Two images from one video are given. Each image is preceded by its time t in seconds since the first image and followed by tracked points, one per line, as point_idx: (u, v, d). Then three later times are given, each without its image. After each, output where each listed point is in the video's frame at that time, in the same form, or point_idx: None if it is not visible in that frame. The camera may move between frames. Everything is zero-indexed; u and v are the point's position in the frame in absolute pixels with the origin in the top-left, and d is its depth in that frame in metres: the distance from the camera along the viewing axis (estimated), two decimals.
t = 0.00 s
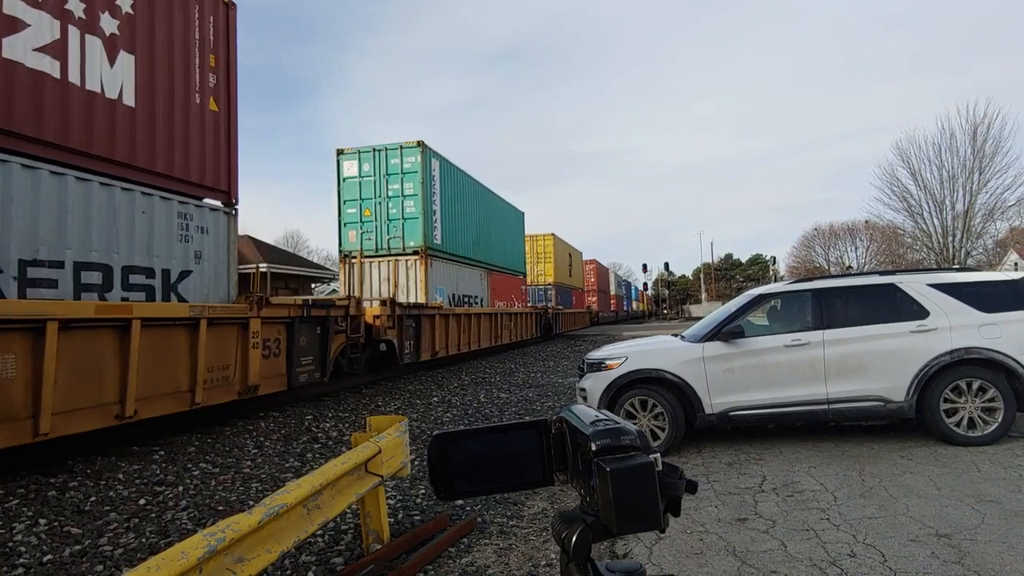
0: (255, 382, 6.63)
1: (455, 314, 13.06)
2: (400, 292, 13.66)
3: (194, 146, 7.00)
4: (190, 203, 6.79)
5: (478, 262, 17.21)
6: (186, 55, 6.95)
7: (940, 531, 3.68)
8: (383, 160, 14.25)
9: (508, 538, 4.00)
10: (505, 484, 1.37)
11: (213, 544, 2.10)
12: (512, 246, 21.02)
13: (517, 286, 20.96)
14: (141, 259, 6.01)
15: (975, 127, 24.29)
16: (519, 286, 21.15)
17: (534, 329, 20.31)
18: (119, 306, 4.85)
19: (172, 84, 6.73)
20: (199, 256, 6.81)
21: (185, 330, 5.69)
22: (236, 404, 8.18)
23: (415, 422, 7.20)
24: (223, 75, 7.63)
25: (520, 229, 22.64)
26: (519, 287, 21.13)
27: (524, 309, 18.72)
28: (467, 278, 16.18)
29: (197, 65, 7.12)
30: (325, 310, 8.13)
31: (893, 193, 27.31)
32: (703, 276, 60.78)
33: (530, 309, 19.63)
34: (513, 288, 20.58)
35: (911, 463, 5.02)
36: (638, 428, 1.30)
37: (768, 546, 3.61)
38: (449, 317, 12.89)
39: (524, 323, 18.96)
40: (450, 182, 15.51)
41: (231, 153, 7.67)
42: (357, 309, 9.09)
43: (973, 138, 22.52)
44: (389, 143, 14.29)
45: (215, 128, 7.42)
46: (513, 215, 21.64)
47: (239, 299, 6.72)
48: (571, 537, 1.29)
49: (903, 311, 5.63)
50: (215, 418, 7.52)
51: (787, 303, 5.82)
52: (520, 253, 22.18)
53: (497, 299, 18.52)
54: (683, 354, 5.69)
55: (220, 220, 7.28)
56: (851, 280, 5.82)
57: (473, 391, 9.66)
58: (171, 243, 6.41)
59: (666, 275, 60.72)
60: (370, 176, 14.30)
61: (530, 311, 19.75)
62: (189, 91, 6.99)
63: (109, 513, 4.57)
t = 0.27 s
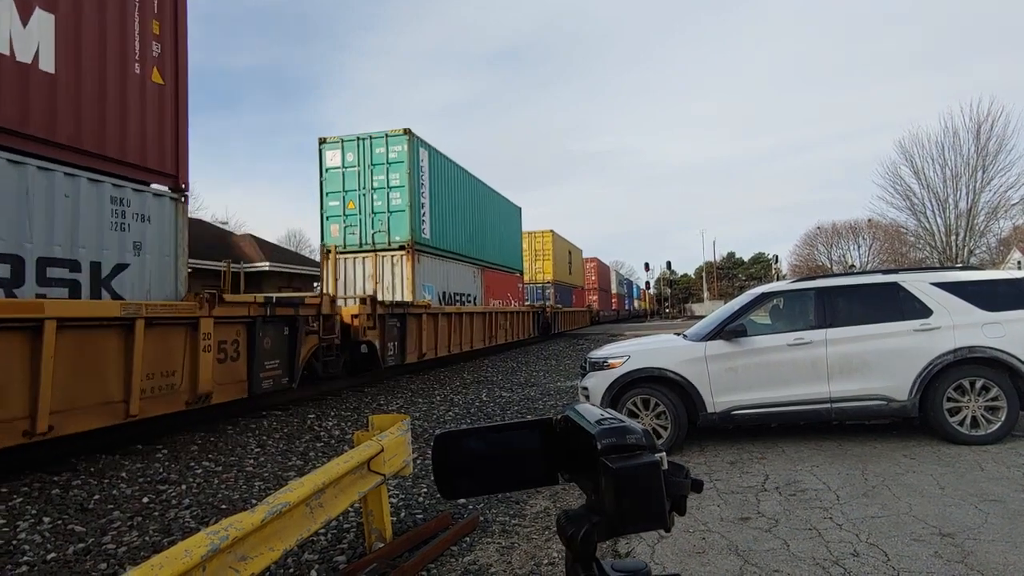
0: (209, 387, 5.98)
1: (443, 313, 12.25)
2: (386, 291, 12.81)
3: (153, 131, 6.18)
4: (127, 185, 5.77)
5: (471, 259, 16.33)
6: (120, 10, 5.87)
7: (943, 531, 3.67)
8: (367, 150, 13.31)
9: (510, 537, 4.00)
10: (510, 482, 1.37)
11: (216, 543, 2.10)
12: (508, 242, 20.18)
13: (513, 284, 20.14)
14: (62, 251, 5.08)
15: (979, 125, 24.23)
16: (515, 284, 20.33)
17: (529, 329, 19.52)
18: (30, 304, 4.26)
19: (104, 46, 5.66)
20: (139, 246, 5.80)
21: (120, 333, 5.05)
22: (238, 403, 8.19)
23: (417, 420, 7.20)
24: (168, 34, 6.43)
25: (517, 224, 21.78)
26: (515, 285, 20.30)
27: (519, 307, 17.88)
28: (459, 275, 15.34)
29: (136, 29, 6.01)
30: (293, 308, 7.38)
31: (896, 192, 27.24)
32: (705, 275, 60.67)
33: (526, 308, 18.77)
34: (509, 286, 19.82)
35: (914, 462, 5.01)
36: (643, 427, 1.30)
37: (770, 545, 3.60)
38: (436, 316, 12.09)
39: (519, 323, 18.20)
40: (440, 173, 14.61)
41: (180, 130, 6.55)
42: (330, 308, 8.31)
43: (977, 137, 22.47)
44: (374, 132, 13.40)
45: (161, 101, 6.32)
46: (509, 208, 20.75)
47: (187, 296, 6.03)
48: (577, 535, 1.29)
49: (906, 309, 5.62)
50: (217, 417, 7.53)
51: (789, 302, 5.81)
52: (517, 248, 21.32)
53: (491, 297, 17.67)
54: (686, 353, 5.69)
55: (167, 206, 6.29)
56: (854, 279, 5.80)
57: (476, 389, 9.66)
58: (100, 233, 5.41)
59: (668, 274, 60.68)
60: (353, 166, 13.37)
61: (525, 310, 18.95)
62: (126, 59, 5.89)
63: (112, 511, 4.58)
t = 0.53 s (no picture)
0: (148, 398, 5.21)
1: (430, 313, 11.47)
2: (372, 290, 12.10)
3: (76, 102, 5.47)
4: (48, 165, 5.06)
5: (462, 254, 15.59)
6: None
7: (948, 531, 3.66)
8: (350, 139, 12.63)
9: (513, 536, 4.00)
10: (517, 483, 1.38)
11: (220, 541, 2.11)
12: (504, 239, 19.36)
13: (510, 283, 19.29)
14: None
15: (983, 124, 24.15)
16: (512, 282, 19.49)
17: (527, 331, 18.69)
18: None
19: (10, 7, 4.97)
20: (60, 235, 5.12)
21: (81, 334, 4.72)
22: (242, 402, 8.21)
23: (420, 420, 7.21)
24: (100, 1, 5.79)
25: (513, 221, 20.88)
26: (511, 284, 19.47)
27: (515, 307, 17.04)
28: (450, 273, 14.52)
29: None
30: (253, 308, 6.60)
31: (900, 191, 27.15)
32: (709, 275, 60.49)
33: (522, 308, 17.89)
34: (505, 284, 19.05)
35: (918, 462, 4.99)
36: (650, 427, 1.30)
37: (774, 545, 3.60)
38: (422, 316, 11.29)
39: (515, 323, 17.40)
40: (426, 162, 13.74)
41: (115, 98, 5.88)
42: (298, 306, 7.59)
43: (981, 136, 22.39)
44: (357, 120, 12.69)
45: (91, 74, 5.64)
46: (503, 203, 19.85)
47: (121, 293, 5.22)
48: (584, 534, 1.29)
49: (910, 309, 5.60)
50: (221, 416, 7.56)
51: (793, 301, 5.79)
52: (513, 245, 20.46)
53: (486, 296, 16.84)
54: (689, 353, 5.68)
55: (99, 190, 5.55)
56: (858, 279, 5.78)
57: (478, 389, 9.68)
58: (8, 216, 4.69)
59: (671, 274, 60.62)
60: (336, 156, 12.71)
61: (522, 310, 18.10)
62: (44, 23, 5.24)
63: (117, 510, 4.59)
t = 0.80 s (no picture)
0: (66, 412, 4.52)
1: (419, 312, 10.62)
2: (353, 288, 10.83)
3: None
4: None
5: (455, 250, 14.21)
6: None
7: (953, 531, 3.64)
8: (330, 125, 11.23)
9: (517, 535, 4.00)
10: (524, 481, 1.37)
11: (225, 540, 2.11)
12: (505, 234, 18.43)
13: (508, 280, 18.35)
14: None
15: (989, 122, 24.04)
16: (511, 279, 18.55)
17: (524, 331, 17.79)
18: None
19: None
20: None
21: (33, 335, 4.37)
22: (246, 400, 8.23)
23: (424, 419, 7.21)
24: None
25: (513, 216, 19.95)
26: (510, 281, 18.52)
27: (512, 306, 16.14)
28: (444, 269, 13.57)
29: None
30: (206, 306, 5.83)
31: (905, 189, 27.05)
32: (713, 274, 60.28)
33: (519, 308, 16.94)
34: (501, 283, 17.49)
35: (924, 461, 4.97)
36: (659, 425, 1.29)
37: (779, 544, 3.58)
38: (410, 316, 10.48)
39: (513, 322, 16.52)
40: (421, 153, 12.75)
41: (31, 80, 4.72)
42: (260, 305, 6.72)
43: (987, 134, 22.28)
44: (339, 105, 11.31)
45: None
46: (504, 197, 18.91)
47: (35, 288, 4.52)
48: (593, 533, 1.28)
49: (916, 308, 5.58)
50: (225, 415, 7.57)
51: (798, 300, 5.78)
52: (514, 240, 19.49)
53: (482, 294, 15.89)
54: (693, 351, 5.66)
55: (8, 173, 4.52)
56: (863, 277, 5.76)
57: (482, 388, 9.68)
58: None
59: (675, 273, 60.56)
60: (315, 144, 11.35)
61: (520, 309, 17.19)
62: None
63: (121, 508, 4.60)
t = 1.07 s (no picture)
0: None
1: (407, 310, 9.65)
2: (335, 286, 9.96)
3: None
4: None
5: (448, 246, 13.37)
6: None
7: (961, 530, 3.62)
8: (309, 110, 10.30)
9: (523, 533, 4.00)
10: (532, 478, 1.37)
11: (232, 537, 2.11)
12: (502, 230, 17.62)
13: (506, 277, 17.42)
14: None
15: (997, 119, 23.89)
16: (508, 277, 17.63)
17: (523, 331, 16.87)
18: None
19: None
20: None
21: None
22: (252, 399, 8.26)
23: (429, 417, 7.21)
24: None
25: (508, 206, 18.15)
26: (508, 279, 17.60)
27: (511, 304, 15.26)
28: (436, 266, 12.69)
29: None
30: (144, 304, 4.83)
31: (912, 187, 26.90)
32: (718, 271, 60.08)
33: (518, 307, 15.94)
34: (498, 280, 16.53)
35: (931, 460, 4.94)
36: (668, 423, 1.28)
37: (785, 543, 3.57)
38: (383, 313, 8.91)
39: (512, 322, 15.61)
40: (411, 142, 11.97)
41: None
42: (217, 306, 5.80)
43: (995, 131, 22.13)
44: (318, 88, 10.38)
45: None
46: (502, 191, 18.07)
47: None
48: (602, 531, 1.28)
49: (923, 306, 5.55)
50: (231, 412, 7.60)
51: (804, 298, 5.75)
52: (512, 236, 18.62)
53: (478, 292, 14.94)
54: (698, 350, 5.64)
55: None
56: (871, 275, 5.73)
57: (487, 386, 9.69)
58: None
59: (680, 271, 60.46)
60: (292, 130, 10.42)
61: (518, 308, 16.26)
62: None
63: (128, 506, 4.62)
